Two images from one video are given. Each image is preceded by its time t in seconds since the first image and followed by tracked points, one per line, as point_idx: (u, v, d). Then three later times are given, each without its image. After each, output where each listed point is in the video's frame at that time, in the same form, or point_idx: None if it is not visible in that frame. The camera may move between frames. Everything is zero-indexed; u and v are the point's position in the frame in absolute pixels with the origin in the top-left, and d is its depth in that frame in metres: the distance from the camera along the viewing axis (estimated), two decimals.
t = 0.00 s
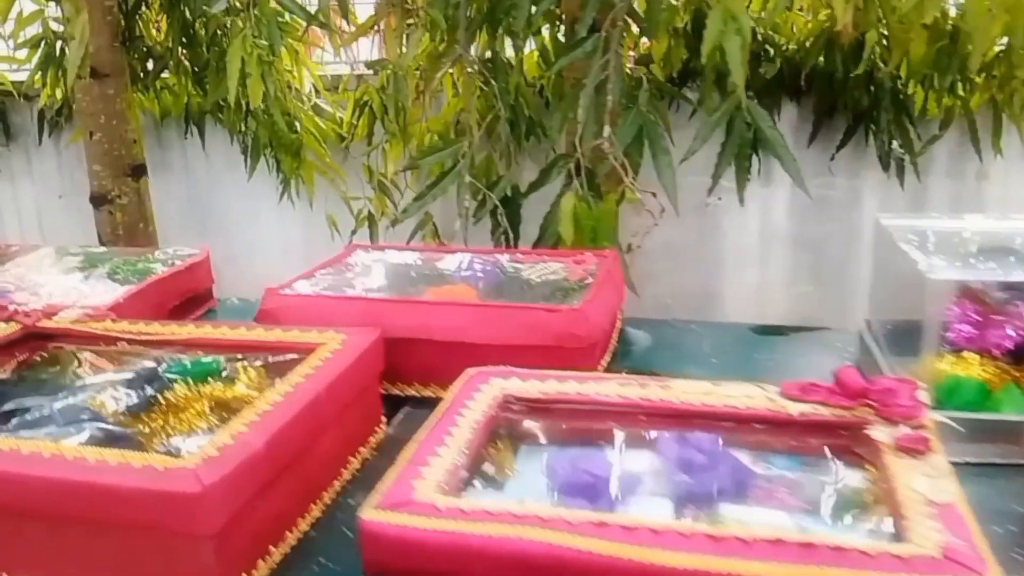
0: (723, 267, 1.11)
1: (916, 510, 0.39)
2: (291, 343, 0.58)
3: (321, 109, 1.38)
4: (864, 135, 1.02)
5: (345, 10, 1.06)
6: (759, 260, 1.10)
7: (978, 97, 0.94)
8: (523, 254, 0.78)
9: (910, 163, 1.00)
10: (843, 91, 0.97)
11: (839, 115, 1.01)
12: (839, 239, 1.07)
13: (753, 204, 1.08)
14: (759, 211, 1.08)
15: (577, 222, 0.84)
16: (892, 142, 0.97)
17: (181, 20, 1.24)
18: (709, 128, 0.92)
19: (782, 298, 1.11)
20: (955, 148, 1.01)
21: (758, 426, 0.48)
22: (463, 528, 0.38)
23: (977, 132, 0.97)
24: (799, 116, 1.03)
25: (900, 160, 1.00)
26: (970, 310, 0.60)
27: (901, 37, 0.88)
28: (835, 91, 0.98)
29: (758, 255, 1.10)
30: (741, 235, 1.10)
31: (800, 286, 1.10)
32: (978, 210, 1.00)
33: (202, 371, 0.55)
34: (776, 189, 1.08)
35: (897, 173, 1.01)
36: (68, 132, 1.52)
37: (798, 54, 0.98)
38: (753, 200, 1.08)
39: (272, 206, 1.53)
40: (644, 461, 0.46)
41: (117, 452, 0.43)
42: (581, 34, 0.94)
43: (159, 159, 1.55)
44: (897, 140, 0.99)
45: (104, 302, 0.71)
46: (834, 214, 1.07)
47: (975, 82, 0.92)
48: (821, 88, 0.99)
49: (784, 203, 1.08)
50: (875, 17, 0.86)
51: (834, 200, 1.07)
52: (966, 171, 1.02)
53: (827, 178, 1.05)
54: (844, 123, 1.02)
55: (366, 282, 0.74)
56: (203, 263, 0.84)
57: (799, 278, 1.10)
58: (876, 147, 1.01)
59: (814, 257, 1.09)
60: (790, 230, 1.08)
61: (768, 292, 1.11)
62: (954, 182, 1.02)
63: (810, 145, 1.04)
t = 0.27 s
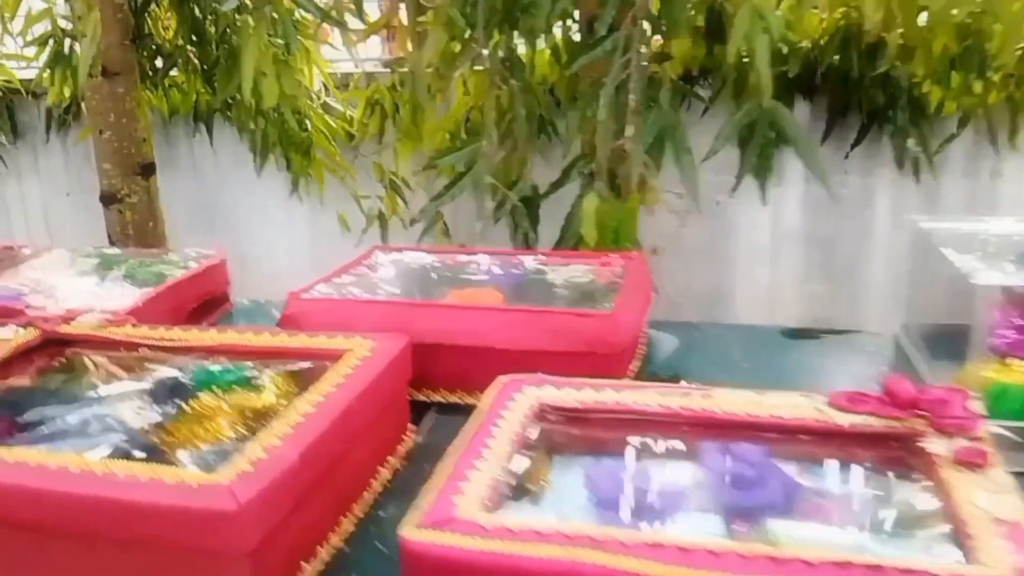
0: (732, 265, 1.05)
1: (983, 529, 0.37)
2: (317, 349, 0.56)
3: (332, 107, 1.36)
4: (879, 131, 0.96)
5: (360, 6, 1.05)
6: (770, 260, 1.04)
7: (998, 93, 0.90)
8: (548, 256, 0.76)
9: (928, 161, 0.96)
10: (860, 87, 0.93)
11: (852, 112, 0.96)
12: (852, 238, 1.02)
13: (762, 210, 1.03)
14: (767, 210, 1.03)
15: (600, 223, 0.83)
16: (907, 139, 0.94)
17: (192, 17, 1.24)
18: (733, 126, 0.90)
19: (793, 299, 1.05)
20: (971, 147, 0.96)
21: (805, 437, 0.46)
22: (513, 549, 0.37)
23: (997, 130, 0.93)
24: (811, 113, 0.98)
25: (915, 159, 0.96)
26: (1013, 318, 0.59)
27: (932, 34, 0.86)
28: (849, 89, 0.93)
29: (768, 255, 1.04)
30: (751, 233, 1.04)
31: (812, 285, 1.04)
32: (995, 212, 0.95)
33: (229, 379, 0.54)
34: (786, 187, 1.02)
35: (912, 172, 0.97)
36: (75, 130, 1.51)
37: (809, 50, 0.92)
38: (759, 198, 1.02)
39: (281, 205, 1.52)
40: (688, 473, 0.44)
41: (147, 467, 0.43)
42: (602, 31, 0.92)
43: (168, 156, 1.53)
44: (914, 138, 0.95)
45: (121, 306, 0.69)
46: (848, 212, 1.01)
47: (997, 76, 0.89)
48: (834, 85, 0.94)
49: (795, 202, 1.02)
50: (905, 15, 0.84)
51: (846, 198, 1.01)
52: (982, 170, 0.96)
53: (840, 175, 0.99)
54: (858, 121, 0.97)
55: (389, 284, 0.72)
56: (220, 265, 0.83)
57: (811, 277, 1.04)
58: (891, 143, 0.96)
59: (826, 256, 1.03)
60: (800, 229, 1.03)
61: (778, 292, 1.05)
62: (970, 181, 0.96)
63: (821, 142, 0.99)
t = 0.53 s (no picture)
0: (746, 268, 1.04)
1: (1020, 539, 0.36)
2: (331, 351, 0.55)
3: (339, 106, 1.36)
4: (892, 130, 0.95)
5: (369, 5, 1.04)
6: (784, 261, 1.03)
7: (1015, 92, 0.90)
8: (561, 258, 0.76)
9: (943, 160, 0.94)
10: (874, 85, 0.91)
11: (865, 113, 0.95)
12: (865, 238, 1.00)
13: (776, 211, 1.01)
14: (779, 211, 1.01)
15: (615, 225, 0.82)
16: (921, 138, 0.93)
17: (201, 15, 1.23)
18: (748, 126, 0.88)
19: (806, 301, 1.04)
20: (986, 147, 0.95)
21: (833, 445, 0.45)
22: (537, 560, 0.36)
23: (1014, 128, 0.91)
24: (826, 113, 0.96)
25: (931, 158, 0.94)
26: None
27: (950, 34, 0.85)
28: (863, 88, 0.92)
29: (782, 258, 1.03)
30: (766, 235, 1.03)
31: (826, 286, 1.02)
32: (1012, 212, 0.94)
33: (242, 382, 0.54)
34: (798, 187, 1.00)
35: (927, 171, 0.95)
36: (82, 128, 1.51)
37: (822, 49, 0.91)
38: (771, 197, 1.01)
39: (290, 204, 1.51)
40: (711, 482, 0.43)
41: (160, 473, 0.42)
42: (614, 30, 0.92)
43: (174, 155, 1.53)
44: (928, 138, 0.94)
45: (132, 307, 0.69)
46: (860, 211, 1.00)
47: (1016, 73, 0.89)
48: (848, 86, 0.93)
49: (806, 201, 1.01)
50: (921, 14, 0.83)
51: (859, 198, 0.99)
52: (996, 168, 0.95)
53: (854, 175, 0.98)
54: (871, 121, 0.95)
55: (402, 286, 0.72)
56: (230, 265, 0.82)
57: (824, 278, 1.02)
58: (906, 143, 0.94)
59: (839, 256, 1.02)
60: (815, 230, 1.01)
61: (793, 294, 1.03)
62: (985, 180, 0.95)
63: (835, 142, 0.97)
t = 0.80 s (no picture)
0: (755, 268, 1.04)
1: None
2: (351, 357, 0.55)
3: (346, 104, 1.34)
4: (904, 130, 0.94)
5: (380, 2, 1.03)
6: (793, 260, 1.03)
7: None
8: (579, 260, 0.75)
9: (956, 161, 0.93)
10: (887, 84, 0.90)
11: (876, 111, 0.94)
12: (879, 237, 1.00)
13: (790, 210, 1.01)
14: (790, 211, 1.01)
15: (632, 226, 0.81)
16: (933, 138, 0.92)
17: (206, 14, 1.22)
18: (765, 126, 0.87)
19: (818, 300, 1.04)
20: (1001, 148, 0.94)
21: (868, 456, 0.44)
22: None
23: None
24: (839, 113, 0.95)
25: (944, 158, 0.94)
26: None
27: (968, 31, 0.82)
28: (875, 86, 0.91)
29: (792, 257, 1.02)
30: (776, 235, 1.02)
31: (838, 285, 1.02)
32: None
33: (260, 389, 0.53)
34: (811, 186, 0.99)
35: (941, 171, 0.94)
36: (88, 127, 1.50)
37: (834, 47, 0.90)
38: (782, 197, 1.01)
39: (297, 203, 1.50)
40: (744, 494, 0.42)
41: (181, 481, 0.41)
42: (629, 29, 0.90)
43: (181, 154, 1.52)
44: (942, 137, 0.93)
45: (145, 309, 0.68)
46: (872, 211, 0.99)
47: None
48: (861, 86, 0.92)
49: (818, 200, 1.00)
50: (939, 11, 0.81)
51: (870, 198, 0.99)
52: (1011, 169, 0.94)
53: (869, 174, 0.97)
54: (884, 119, 0.94)
55: (418, 289, 0.71)
56: (243, 266, 0.81)
57: (837, 277, 1.02)
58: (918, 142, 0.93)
59: (853, 257, 1.01)
60: (826, 229, 1.01)
61: (803, 294, 1.04)
62: (1000, 180, 0.94)
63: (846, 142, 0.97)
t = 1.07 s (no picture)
0: (771, 267, 1.06)
1: None
2: (381, 362, 0.54)
3: (356, 103, 1.33)
4: (921, 129, 0.95)
5: None
6: (808, 260, 1.04)
7: None
8: (606, 262, 0.74)
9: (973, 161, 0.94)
10: (904, 84, 0.90)
11: (892, 110, 0.94)
12: (892, 237, 1.01)
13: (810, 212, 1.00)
14: (808, 209, 1.03)
15: (658, 227, 0.79)
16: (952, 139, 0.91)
17: (216, 11, 1.20)
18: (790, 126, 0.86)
19: (833, 301, 1.06)
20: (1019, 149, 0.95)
21: (923, 468, 0.44)
22: None
23: None
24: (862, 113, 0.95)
25: (962, 158, 0.95)
26: None
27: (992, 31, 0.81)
28: (894, 86, 0.90)
29: (807, 256, 1.04)
30: (791, 235, 1.04)
31: (853, 286, 1.04)
32: None
33: (290, 395, 0.52)
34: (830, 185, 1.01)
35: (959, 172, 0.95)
36: (95, 125, 1.48)
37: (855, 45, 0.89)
38: (803, 194, 1.02)
39: (306, 202, 1.49)
40: (795, 508, 0.41)
41: (215, 492, 0.40)
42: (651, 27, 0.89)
43: (190, 152, 1.50)
44: (960, 138, 0.94)
45: (164, 311, 0.67)
46: (889, 212, 1.00)
47: None
48: (877, 86, 0.91)
49: (836, 200, 1.02)
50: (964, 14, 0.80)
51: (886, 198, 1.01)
52: None
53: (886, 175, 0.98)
54: (900, 120, 0.95)
55: (444, 292, 0.70)
56: (261, 267, 0.80)
57: (852, 279, 1.04)
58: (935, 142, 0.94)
59: (869, 257, 1.03)
60: (842, 229, 1.02)
61: (818, 293, 1.06)
62: (1017, 181, 0.96)
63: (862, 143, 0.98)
